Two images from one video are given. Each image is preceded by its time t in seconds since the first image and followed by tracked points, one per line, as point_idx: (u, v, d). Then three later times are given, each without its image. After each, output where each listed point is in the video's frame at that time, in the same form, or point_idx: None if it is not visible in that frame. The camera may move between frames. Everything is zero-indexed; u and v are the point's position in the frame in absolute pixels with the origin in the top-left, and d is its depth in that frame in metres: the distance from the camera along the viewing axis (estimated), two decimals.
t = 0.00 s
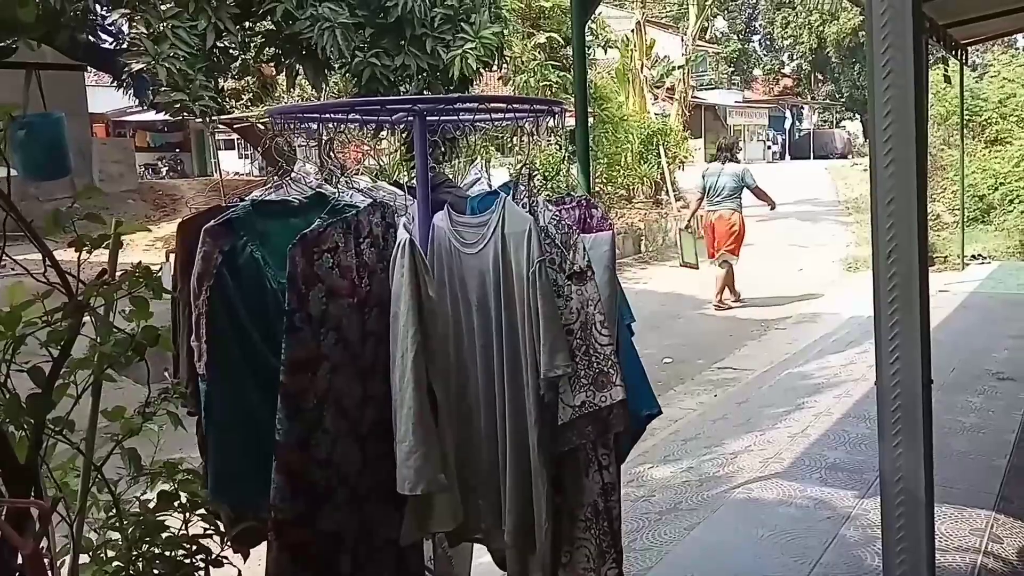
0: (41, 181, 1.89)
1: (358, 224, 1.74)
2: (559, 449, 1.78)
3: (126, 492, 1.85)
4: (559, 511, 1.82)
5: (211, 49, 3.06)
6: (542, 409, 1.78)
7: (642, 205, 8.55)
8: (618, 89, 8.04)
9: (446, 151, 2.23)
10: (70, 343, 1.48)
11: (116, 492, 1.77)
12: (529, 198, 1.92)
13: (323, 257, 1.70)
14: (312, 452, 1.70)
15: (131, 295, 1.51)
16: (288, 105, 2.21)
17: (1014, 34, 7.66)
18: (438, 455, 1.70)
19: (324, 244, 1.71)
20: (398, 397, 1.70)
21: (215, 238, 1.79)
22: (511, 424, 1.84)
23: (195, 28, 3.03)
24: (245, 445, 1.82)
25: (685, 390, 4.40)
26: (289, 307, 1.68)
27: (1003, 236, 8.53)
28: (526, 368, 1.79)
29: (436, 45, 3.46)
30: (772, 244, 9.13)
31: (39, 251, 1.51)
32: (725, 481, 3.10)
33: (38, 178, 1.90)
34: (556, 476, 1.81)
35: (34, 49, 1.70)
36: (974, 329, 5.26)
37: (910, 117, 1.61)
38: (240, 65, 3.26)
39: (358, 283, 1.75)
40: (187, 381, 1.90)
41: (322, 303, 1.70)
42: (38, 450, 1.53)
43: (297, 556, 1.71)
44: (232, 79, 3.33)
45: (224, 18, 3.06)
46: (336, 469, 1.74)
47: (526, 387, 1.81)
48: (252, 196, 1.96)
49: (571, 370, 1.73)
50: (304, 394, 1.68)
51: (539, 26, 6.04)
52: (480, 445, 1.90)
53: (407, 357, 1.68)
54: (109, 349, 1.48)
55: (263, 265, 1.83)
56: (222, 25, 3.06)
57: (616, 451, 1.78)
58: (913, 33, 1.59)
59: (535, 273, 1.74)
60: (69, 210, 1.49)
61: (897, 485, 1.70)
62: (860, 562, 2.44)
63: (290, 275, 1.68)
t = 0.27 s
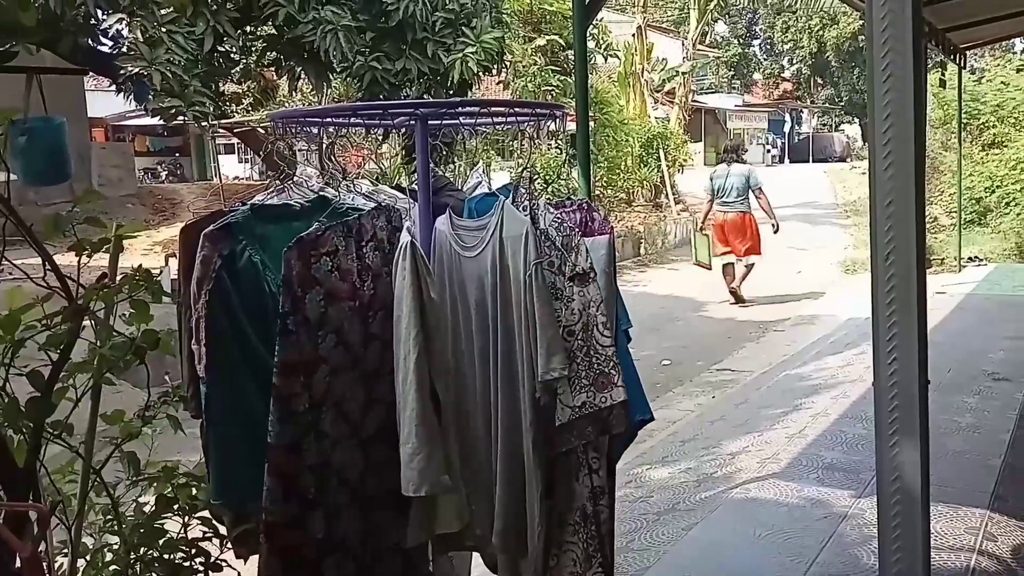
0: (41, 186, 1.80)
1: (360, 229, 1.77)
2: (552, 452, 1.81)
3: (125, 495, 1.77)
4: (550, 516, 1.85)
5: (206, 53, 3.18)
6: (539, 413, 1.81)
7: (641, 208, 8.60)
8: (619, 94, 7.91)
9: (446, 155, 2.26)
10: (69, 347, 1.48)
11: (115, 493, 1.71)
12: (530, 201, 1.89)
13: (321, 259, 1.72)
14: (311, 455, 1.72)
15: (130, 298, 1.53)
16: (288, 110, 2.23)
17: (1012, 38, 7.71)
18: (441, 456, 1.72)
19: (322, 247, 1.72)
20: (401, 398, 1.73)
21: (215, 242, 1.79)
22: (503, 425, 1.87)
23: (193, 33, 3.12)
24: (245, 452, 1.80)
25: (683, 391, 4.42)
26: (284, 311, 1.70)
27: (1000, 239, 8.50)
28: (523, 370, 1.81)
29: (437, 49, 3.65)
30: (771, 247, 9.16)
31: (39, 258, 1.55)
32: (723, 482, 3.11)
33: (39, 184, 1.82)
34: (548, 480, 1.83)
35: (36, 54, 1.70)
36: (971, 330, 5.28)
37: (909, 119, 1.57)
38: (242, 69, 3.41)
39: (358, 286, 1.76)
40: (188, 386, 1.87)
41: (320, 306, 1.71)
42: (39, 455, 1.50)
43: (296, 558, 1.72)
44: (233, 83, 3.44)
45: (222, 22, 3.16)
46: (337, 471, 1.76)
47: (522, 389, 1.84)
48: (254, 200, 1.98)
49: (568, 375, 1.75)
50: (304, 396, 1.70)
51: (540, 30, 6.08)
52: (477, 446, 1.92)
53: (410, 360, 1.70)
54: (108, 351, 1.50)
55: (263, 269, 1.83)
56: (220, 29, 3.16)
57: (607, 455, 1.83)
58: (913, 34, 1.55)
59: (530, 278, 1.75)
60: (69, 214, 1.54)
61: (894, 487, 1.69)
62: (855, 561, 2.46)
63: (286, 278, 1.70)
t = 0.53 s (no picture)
0: (41, 189, 1.80)
1: (363, 229, 1.77)
2: (540, 454, 1.80)
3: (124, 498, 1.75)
4: (536, 518, 1.85)
5: (208, 54, 3.22)
6: (527, 419, 1.80)
7: (641, 209, 8.60)
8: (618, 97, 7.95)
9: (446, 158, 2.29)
10: (68, 349, 1.48)
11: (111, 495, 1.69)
12: (527, 200, 1.84)
13: (323, 261, 1.72)
14: (311, 457, 1.73)
15: (131, 301, 1.54)
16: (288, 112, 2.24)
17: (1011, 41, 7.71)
18: (450, 458, 1.73)
19: (324, 249, 1.72)
20: (409, 403, 1.74)
21: (216, 244, 1.79)
22: (489, 422, 1.90)
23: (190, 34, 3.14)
24: (246, 451, 1.81)
25: (682, 393, 4.42)
26: (286, 313, 1.70)
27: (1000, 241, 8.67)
28: (510, 373, 1.83)
29: (437, 52, 3.66)
30: (770, 248, 9.16)
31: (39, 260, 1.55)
32: (722, 484, 3.11)
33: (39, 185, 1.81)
34: (533, 482, 1.83)
35: (37, 56, 1.69)
36: (970, 332, 5.29)
37: (907, 123, 1.57)
38: (242, 72, 3.41)
39: (360, 289, 1.77)
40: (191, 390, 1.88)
41: (322, 309, 1.72)
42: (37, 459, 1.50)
43: (296, 560, 1.73)
44: (234, 86, 3.42)
45: (224, 23, 3.23)
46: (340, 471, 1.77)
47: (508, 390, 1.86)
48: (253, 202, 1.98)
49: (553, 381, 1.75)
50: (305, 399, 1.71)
51: (540, 32, 6.07)
52: (471, 446, 1.93)
53: (416, 362, 1.72)
54: (107, 354, 1.51)
55: (261, 271, 1.83)
56: (221, 29, 3.24)
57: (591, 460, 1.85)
58: (911, 38, 1.56)
59: (523, 278, 1.74)
60: (69, 216, 1.54)
61: (893, 490, 1.69)
62: (854, 562, 2.47)
63: (287, 280, 1.70)
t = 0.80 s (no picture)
0: (41, 191, 1.80)
1: (363, 231, 1.76)
2: (542, 455, 1.79)
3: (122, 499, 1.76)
4: (544, 516, 1.83)
5: (210, 55, 3.27)
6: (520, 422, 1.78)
7: (640, 211, 8.60)
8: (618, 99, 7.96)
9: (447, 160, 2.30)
10: (68, 351, 1.49)
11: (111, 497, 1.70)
12: (528, 199, 1.82)
13: (330, 263, 1.71)
14: (324, 461, 1.71)
15: (131, 304, 1.55)
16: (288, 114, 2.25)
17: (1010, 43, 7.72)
18: (451, 461, 1.73)
19: (330, 251, 1.71)
20: (408, 405, 1.73)
21: (217, 246, 1.77)
22: (484, 421, 1.92)
23: (193, 37, 3.22)
24: (246, 451, 1.79)
25: (681, 395, 4.42)
26: (296, 315, 1.69)
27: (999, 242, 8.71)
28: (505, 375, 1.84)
29: (436, 53, 3.69)
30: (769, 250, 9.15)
31: (40, 262, 1.55)
32: (720, 486, 3.11)
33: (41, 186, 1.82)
34: (540, 479, 1.81)
35: (37, 59, 1.68)
36: (969, 334, 5.29)
37: (907, 125, 1.58)
38: (240, 73, 3.42)
39: (365, 290, 1.76)
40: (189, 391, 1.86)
41: (331, 310, 1.71)
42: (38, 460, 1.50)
43: (297, 562, 1.73)
44: (233, 88, 3.42)
45: (227, 22, 3.29)
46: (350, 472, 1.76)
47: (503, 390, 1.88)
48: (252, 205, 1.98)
49: (534, 383, 1.73)
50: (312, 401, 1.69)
51: (540, 35, 6.05)
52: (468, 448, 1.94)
53: (415, 364, 1.72)
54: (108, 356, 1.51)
55: (262, 273, 1.82)
56: (224, 28, 3.29)
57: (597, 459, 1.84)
58: (911, 40, 1.56)
59: (509, 283, 1.73)
60: (69, 219, 1.54)
61: (892, 492, 1.68)
62: (852, 565, 2.47)
63: (298, 282, 1.68)
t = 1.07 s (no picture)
0: (41, 194, 1.81)
1: (363, 231, 1.77)
2: (549, 456, 1.82)
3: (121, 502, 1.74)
4: (555, 515, 1.85)
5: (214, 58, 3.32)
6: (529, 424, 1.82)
7: (640, 213, 8.59)
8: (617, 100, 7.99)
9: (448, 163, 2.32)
10: (68, 353, 1.49)
11: (110, 500, 1.69)
12: (528, 200, 1.84)
13: (336, 266, 1.71)
14: (340, 462, 1.73)
15: (130, 306, 1.54)
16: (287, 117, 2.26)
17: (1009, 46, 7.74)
18: (441, 464, 1.74)
19: (335, 254, 1.71)
20: (400, 407, 1.74)
21: (218, 249, 1.79)
22: (487, 426, 1.89)
23: (196, 39, 3.26)
24: (248, 451, 1.82)
25: (681, 397, 4.42)
26: (307, 317, 1.70)
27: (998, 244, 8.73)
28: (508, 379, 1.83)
29: (435, 55, 3.70)
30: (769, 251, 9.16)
31: (39, 264, 1.55)
32: (720, 487, 3.12)
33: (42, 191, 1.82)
34: (552, 480, 1.84)
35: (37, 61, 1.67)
36: (969, 335, 5.30)
37: (906, 127, 1.58)
38: (240, 76, 3.43)
39: (367, 291, 1.76)
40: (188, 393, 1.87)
41: (338, 312, 1.72)
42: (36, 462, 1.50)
43: (299, 563, 1.73)
44: (232, 89, 3.43)
45: (230, 24, 3.35)
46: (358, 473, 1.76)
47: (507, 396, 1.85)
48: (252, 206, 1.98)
49: (540, 385, 1.79)
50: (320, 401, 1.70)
51: (540, 38, 6.07)
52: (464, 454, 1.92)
53: (409, 367, 1.72)
54: (106, 358, 1.50)
55: (264, 274, 1.84)
56: (228, 30, 3.35)
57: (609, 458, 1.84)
58: (910, 42, 1.57)
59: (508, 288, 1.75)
60: (69, 221, 1.53)
61: (891, 493, 1.68)
62: (851, 566, 2.47)
63: (308, 284, 1.70)
